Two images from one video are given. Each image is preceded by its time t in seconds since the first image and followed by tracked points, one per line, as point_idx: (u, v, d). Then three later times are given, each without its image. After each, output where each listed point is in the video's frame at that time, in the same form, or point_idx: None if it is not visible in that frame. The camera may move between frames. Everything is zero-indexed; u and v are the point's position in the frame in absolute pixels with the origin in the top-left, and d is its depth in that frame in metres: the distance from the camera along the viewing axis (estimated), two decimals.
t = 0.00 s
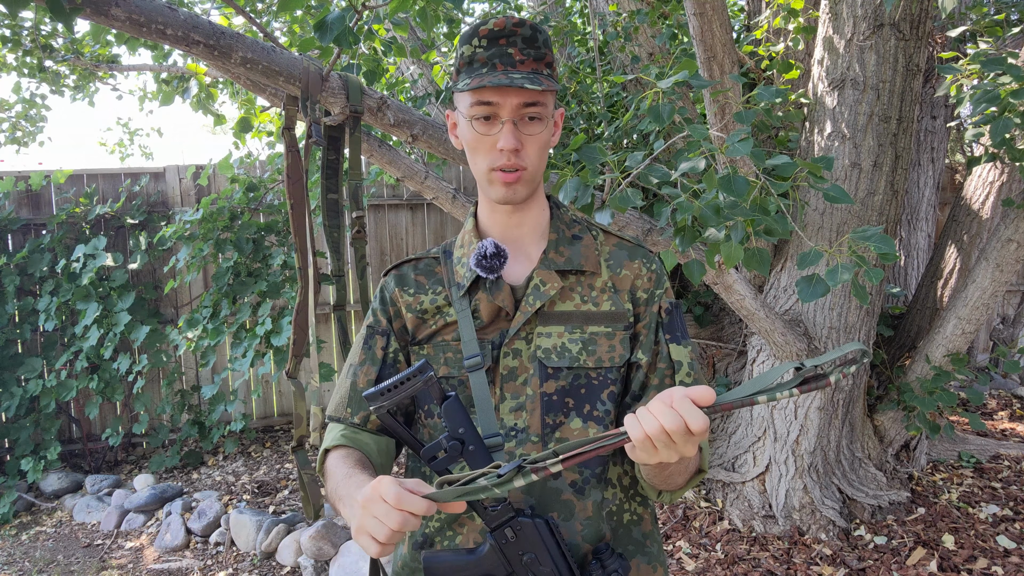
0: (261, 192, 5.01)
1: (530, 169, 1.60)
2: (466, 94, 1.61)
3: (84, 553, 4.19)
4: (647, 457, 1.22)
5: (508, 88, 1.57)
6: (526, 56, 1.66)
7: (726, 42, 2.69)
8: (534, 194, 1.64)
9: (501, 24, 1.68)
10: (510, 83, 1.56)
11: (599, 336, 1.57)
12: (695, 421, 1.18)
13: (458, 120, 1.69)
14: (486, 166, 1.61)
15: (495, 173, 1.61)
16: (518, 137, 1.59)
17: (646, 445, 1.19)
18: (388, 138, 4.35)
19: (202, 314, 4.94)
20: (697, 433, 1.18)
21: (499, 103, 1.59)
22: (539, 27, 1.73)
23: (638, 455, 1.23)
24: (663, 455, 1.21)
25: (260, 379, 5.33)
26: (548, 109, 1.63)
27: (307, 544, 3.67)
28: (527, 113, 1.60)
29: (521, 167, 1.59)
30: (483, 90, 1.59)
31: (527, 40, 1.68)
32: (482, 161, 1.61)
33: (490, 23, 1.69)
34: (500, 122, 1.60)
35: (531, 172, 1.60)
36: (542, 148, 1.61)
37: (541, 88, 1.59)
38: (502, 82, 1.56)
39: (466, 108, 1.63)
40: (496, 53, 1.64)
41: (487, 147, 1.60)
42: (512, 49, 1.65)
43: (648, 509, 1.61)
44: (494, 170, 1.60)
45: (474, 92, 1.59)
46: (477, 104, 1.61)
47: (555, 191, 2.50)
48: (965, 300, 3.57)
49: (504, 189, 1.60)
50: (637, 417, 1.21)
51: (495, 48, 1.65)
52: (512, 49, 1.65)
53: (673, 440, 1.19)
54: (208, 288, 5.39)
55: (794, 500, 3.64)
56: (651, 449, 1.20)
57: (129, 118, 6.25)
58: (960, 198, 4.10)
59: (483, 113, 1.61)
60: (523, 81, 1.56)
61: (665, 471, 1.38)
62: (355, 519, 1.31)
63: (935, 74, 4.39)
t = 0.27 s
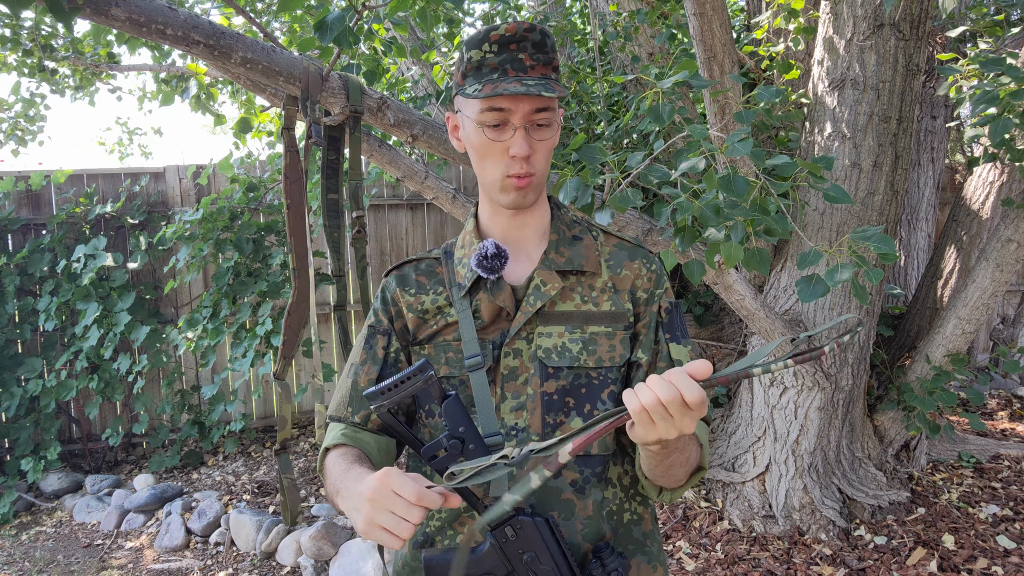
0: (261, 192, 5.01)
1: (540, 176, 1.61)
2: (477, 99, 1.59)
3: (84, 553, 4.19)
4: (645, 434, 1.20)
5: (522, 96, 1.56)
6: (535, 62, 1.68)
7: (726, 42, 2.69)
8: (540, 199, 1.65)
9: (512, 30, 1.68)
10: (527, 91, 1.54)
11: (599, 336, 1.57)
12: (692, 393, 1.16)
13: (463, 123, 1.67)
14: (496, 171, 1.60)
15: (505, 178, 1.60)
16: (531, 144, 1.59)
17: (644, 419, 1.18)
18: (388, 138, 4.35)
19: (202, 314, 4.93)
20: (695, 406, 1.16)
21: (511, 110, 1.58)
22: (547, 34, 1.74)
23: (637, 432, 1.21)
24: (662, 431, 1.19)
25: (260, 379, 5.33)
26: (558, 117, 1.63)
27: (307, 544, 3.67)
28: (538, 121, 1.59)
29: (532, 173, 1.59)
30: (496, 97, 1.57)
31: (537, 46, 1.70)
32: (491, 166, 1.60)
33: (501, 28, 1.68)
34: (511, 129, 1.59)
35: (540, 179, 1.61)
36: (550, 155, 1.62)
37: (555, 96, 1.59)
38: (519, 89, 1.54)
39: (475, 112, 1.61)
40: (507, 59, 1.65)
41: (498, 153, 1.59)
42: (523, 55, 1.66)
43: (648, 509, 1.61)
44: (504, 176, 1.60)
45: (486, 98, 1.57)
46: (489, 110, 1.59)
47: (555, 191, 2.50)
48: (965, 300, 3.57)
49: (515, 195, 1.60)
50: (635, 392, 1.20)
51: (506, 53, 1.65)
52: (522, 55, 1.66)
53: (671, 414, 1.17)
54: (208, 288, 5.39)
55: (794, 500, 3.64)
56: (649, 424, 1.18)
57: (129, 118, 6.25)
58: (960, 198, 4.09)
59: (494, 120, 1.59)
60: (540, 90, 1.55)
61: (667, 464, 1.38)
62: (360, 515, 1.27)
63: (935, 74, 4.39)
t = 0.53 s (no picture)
0: (261, 192, 5.01)
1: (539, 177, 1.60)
2: (477, 100, 1.60)
3: (84, 554, 4.19)
4: (650, 430, 1.20)
5: (521, 97, 1.56)
6: (536, 63, 1.67)
7: (726, 42, 2.69)
8: (541, 200, 1.65)
9: (513, 31, 1.67)
10: (526, 92, 1.55)
11: (600, 336, 1.57)
12: (695, 387, 1.16)
13: (465, 124, 1.67)
14: (496, 172, 1.60)
15: (504, 179, 1.60)
16: (530, 145, 1.59)
17: (648, 415, 1.18)
18: (388, 138, 4.35)
19: (202, 314, 4.93)
20: (699, 400, 1.16)
21: (511, 111, 1.58)
22: (549, 34, 1.74)
23: (641, 429, 1.21)
24: (667, 427, 1.19)
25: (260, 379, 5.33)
26: (558, 117, 1.63)
27: (307, 544, 3.67)
28: (538, 121, 1.59)
29: (531, 174, 1.59)
30: (495, 98, 1.57)
31: (538, 47, 1.69)
32: (492, 167, 1.60)
33: (501, 29, 1.68)
34: (511, 130, 1.59)
35: (540, 179, 1.60)
36: (551, 155, 1.61)
37: (554, 97, 1.59)
38: (518, 91, 1.55)
39: (475, 113, 1.61)
40: (507, 59, 1.64)
41: (498, 153, 1.59)
42: (523, 55, 1.66)
43: (648, 508, 1.61)
44: (505, 177, 1.59)
45: (487, 99, 1.57)
46: (489, 111, 1.59)
47: (555, 191, 2.50)
48: (965, 300, 3.57)
49: (514, 195, 1.60)
50: (639, 388, 1.20)
51: (507, 54, 1.65)
52: (523, 55, 1.66)
53: (675, 409, 1.17)
54: (208, 288, 5.39)
55: (794, 500, 3.64)
56: (653, 420, 1.18)
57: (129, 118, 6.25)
58: (960, 198, 4.09)
59: (494, 121, 1.59)
60: (539, 91, 1.55)
61: (669, 461, 1.38)
62: (373, 537, 1.27)
63: (935, 74, 4.39)
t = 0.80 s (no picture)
0: (261, 192, 5.01)
1: (528, 172, 1.59)
2: (466, 97, 1.61)
3: (84, 554, 4.19)
4: (646, 426, 1.20)
5: (506, 92, 1.56)
6: (526, 60, 1.65)
7: (726, 42, 2.69)
8: (535, 196, 1.64)
9: (502, 28, 1.68)
10: (509, 87, 1.55)
11: (600, 336, 1.57)
12: (692, 383, 1.17)
13: (459, 122, 1.69)
14: (486, 168, 1.60)
15: (493, 175, 1.60)
16: (517, 140, 1.58)
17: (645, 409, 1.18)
18: (388, 138, 4.36)
19: (202, 314, 4.93)
20: (695, 396, 1.17)
21: (498, 106, 1.59)
22: (541, 31, 1.72)
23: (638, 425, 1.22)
24: (663, 423, 1.19)
25: (260, 379, 5.33)
26: (548, 112, 1.62)
27: (307, 544, 3.67)
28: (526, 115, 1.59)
29: (519, 169, 1.58)
30: (481, 94, 1.58)
31: (528, 44, 1.67)
32: (482, 162, 1.61)
33: (490, 28, 1.69)
34: (499, 125, 1.60)
35: (530, 174, 1.60)
36: (540, 150, 1.60)
37: (540, 91, 1.58)
38: (501, 86, 1.55)
39: (466, 110, 1.63)
40: (496, 56, 1.64)
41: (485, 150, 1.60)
42: (512, 53, 1.65)
43: (648, 508, 1.61)
44: (494, 172, 1.59)
45: (472, 96, 1.59)
46: (476, 108, 1.61)
47: (555, 191, 2.50)
48: (965, 300, 3.57)
49: (502, 191, 1.59)
50: (636, 382, 1.21)
51: (496, 51, 1.65)
52: (512, 52, 1.65)
53: (671, 405, 1.18)
54: (208, 288, 5.40)
55: (794, 500, 3.64)
56: (649, 415, 1.19)
57: (129, 118, 6.25)
58: (960, 198, 4.09)
59: (482, 116, 1.60)
60: (521, 85, 1.55)
61: (666, 460, 1.38)
62: None
63: (935, 74, 4.39)
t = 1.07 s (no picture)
0: (261, 192, 5.01)
1: (519, 167, 1.59)
2: (453, 97, 1.63)
3: (84, 554, 4.19)
4: (620, 407, 1.19)
5: (491, 88, 1.59)
6: (510, 57, 1.65)
7: (726, 42, 2.69)
8: (528, 192, 1.63)
9: (484, 27, 1.70)
10: (491, 83, 1.57)
11: (599, 334, 1.57)
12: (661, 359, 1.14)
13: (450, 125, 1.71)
14: (476, 165, 1.61)
15: (484, 172, 1.61)
16: (505, 136, 1.59)
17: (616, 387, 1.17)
18: (388, 138, 4.35)
19: (202, 314, 4.93)
20: (665, 374, 1.14)
21: (485, 103, 1.61)
22: (524, 27, 1.73)
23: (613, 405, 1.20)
24: (637, 404, 1.17)
25: (259, 379, 5.33)
26: (534, 106, 1.62)
27: (307, 544, 3.67)
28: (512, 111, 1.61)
29: (509, 164, 1.59)
30: (467, 92, 1.60)
31: (511, 40, 1.67)
32: (472, 160, 1.62)
33: (473, 27, 1.71)
34: (487, 122, 1.62)
35: (520, 168, 1.60)
36: (529, 144, 1.61)
37: (523, 86, 1.59)
38: (484, 82, 1.58)
39: (455, 110, 1.65)
40: (480, 54, 1.65)
41: (475, 147, 1.61)
42: (495, 50, 1.65)
43: (651, 507, 1.61)
44: (483, 169, 1.60)
45: (458, 95, 1.61)
46: (464, 107, 1.63)
47: (555, 191, 2.50)
48: (965, 300, 3.57)
49: (494, 187, 1.59)
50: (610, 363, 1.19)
51: (480, 49, 1.65)
52: (495, 50, 1.65)
53: (642, 384, 1.15)
54: (208, 288, 5.40)
55: (794, 500, 3.64)
56: (622, 395, 1.17)
57: (129, 118, 6.25)
58: (960, 198, 4.09)
59: (470, 115, 1.63)
60: (504, 81, 1.57)
61: (654, 451, 1.35)
62: None
63: (935, 75, 4.39)
